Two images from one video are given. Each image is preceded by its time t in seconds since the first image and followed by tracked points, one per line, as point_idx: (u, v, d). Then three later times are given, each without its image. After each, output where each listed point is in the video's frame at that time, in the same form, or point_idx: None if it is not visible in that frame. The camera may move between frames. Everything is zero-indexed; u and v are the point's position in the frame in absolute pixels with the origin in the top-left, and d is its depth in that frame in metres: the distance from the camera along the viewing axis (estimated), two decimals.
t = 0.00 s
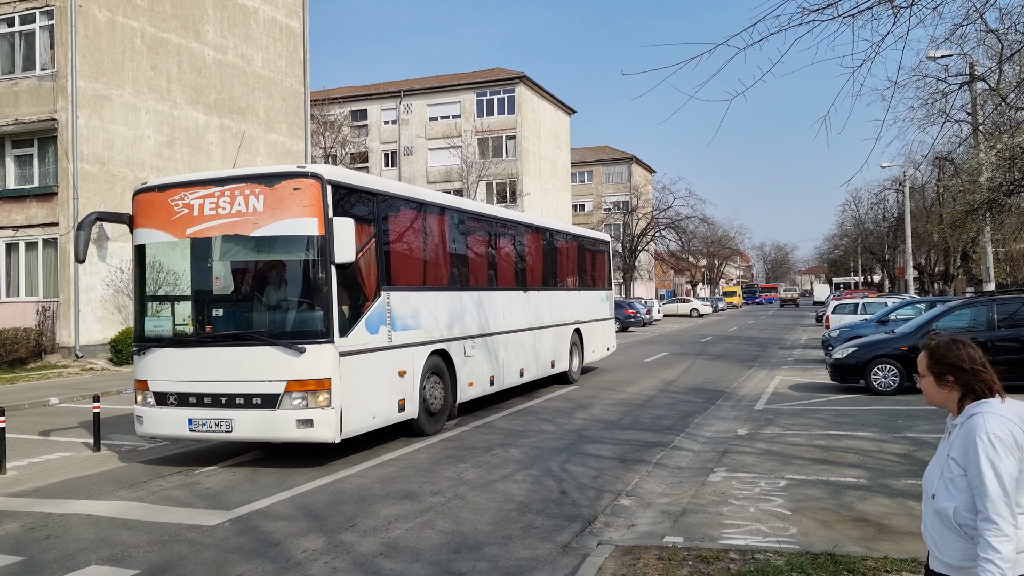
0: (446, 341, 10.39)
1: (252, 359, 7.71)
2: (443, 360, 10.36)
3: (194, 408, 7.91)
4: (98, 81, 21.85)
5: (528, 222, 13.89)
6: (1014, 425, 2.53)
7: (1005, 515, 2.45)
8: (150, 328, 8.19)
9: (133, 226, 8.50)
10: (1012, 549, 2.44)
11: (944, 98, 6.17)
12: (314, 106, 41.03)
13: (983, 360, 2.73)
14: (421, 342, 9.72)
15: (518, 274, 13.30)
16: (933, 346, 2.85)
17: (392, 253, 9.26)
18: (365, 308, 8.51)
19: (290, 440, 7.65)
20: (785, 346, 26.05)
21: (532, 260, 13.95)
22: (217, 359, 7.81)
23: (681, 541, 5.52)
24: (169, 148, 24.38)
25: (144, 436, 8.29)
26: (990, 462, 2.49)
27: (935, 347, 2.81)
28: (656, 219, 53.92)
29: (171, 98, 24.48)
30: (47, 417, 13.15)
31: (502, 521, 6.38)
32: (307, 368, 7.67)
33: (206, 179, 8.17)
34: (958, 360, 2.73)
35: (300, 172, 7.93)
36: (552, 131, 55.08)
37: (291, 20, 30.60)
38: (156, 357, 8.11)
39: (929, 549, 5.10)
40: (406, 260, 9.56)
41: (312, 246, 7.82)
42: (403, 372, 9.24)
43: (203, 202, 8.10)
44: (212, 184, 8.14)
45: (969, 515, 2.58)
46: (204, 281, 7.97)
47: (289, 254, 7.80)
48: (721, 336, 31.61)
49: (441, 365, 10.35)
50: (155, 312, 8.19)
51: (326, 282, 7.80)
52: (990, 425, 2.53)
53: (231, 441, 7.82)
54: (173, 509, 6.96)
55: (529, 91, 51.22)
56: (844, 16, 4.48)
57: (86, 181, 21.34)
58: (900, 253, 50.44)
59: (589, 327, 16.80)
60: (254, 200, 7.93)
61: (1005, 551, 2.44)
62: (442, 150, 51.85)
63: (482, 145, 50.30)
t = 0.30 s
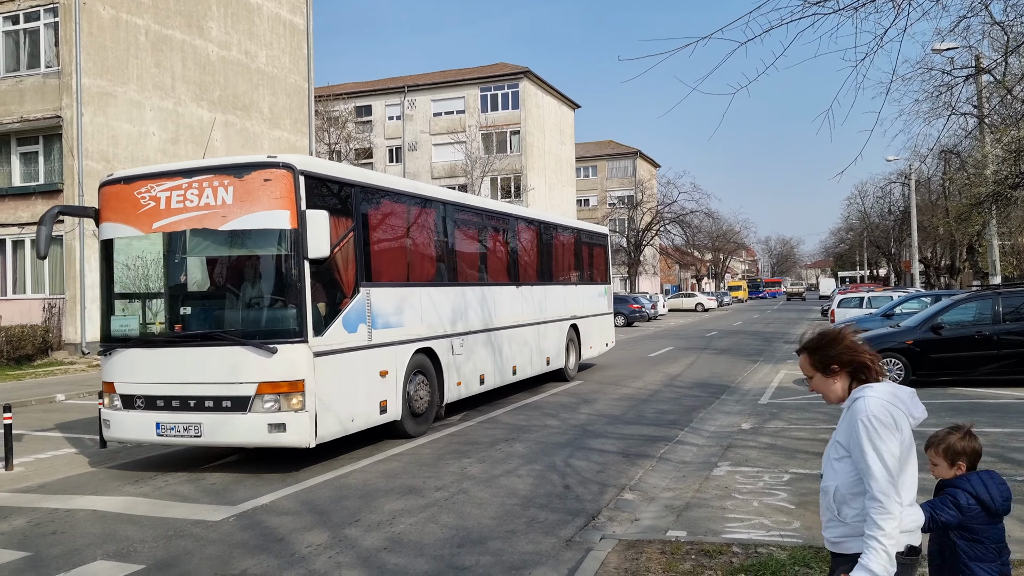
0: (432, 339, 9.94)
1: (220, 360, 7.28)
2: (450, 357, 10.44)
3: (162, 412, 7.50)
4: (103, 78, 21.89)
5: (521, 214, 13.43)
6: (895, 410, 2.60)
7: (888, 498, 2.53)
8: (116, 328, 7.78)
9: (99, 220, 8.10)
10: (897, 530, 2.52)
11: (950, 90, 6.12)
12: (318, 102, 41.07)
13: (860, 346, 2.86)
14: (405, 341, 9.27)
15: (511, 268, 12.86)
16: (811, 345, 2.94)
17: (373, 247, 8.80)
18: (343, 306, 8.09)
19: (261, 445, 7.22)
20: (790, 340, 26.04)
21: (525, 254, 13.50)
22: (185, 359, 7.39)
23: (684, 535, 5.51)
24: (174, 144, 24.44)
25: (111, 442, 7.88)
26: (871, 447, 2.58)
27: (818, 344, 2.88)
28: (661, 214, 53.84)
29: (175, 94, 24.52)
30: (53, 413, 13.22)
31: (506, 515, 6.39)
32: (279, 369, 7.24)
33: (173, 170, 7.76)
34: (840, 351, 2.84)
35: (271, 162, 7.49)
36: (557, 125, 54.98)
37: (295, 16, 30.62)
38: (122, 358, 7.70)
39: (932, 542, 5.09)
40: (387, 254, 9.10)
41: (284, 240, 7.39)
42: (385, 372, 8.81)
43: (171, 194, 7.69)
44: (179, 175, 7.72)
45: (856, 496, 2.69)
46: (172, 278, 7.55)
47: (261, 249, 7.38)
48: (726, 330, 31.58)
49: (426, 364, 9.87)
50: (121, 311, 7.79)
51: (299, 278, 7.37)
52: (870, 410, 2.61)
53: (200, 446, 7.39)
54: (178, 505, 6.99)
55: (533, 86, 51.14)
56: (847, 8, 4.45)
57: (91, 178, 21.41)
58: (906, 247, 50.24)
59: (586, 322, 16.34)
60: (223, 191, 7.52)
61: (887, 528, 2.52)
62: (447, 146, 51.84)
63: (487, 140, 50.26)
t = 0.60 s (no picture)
0: (424, 338, 9.65)
1: (200, 360, 7.03)
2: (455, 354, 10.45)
3: (140, 414, 7.23)
4: (113, 77, 22.02)
5: (518, 210, 13.11)
6: (761, 418, 2.68)
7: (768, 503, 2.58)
8: (94, 326, 7.53)
9: (77, 214, 7.84)
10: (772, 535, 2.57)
11: (959, 86, 6.07)
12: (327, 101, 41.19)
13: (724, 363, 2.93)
14: (395, 340, 8.99)
15: (509, 265, 12.55)
16: (680, 363, 2.99)
17: (361, 243, 8.51)
18: (330, 304, 7.83)
19: (242, 449, 6.93)
20: (799, 337, 25.95)
21: (524, 251, 13.19)
22: (164, 359, 7.13)
23: (691, 534, 5.51)
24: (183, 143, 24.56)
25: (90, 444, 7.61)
26: (747, 457, 2.61)
27: (692, 362, 2.90)
28: (669, 211, 53.69)
29: (185, 93, 24.63)
30: (64, 409, 13.33)
31: (512, 512, 6.39)
32: (260, 369, 6.97)
33: (153, 163, 7.52)
34: (711, 367, 2.87)
35: (253, 154, 7.25)
36: (565, 123, 54.91)
37: (303, 14, 30.69)
38: (100, 358, 7.44)
39: (940, 540, 5.06)
40: (378, 250, 8.81)
41: (266, 235, 7.15)
42: (374, 373, 8.54)
43: (150, 187, 7.45)
44: (159, 168, 7.49)
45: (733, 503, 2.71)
46: (151, 274, 7.32)
47: (243, 244, 7.15)
48: (735, 328, 31.53)
49: (418, 364, 9.55)
50: (100, 308, 7.54)
51: (281, 275, 7.13)
52: (741, 423, 2.64)
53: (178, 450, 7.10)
54: (187, 501, 7.04)
55: (541, 84, 51.08)
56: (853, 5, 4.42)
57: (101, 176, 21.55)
58: (916, 245, 49.93)
59: (587, 321, 16.03)
60: (203, 184, 7.28)
61: (762, 532, 2.56)
62: (455, 144, 51.89)
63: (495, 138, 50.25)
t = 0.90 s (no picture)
0: (429, 334, 9.42)
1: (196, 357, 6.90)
2: (469, 349, 10.48)
3: (136, 412, 7.13)
4: (133, 74, 22.22)
5: (528, 204, 12.84)
6: (643, 414, 2.69)
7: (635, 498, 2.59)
8: (90, 321, 7.38)
9: (74, 207, 7.69)
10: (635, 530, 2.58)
11: (980, 78, 6.01)
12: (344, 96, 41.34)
13: (619, 366, 2.96)
14: (399, 336, 8.77)
15: (518, 260, 12.27)
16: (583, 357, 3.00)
17: (363, 237, 8.28)
18: (330, 299, 7.64)
19: (238, 448, 6.82)
20: (817, 332, 25.73)
21: (534, 246, 12.92)
22: (159, 356, 7.01)
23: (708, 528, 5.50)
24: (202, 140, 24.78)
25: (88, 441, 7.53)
26: (619, 451, 2.62)
27: (583, 364, 2.93)
28: (687, 205, 53.37)
29: (204, 90, 24.80)
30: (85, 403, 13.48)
31: (529, 507, 6.41)
32: (257, 367, 6.85)
33: (149, 154, 7.33)
34: (600, 368, 2.90)
35: (248, 145, 7.04)
36: (582, 117, 54.74)
37: (320, 11, 30.81)
38: (96, 354, 7.31)
39: (959, 536, 5.02)
40: (380, 244, 8.58)
41: (263, 229, 6.97)
42: (376, 370, 8.34)
43: (146, 180, 7.27)
44: (155, 160, 7.30)
45: (607, 499, 2.71)
46: (147, 269, 7.15)
47: (239, 238, 6.95)
48: (753, 323, 31.34)
49: (423, 361, 9.36)
50: (96, 304, 7.39)
51: (278, 270, 6.95)
52: (620, 419, 2.66)
53: (174, 448, 7.01)
54: (208, 494, 7.13)
55: (558, 78, 50.94)
56: None
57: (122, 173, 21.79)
58: (937, 238, 49.36)
59: (599, 316, 15.77)
60: (198, 176, 7.08)
61: (625, 525, 2.57)
62: (472, 139, 51.92)
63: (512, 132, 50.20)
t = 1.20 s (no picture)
0: (427, 335, 9.20)
1: (183, 358, 6.65)
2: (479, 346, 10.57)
3: (123, 415, 6.87)
4: (139, 74, 22.28)
5: (531, 202, 12.74)
6: (525, 412, 2.83)
7: (509, 489, 2.72)
8: (76, 324, 7.15)
9: (59, 207, 7.46)
10: (505, 521, 2.72)
11: (989, 71, 5.95)
12: (349, 95, 41.38)
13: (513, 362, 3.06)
14: (394, 336, 8.55)
15: (518, 258, 12.05)
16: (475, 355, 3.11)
17: (356, 234, 8.07)
18: (324, 299, 7.44)
19: (227, 453, 6.57)
20: (826, 328, 25.67)
21: (534, 243, 12.71)
22: (146, 358, 6.76)
23: (717, 526, 5.47)
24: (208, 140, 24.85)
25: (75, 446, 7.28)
26: (496, 444, 2.76)
27: (476, 357, 3.02)
28: (693, 202, 53.24)
29: (209, 89, 24.84)
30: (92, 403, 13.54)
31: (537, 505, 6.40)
32: (246, 369, 6.61)
33: (134, 152, 7.10)
34: (494, 364, 2.99)
35: (237, 141, 6.85)
36: (587, 114, 54.66)
37: (325, 10, 30.84)
38: (82, 356, 7.07)
39: (971, 533, 4.99)
40: (374, 242, 8.36)
41: (252, 228, 6.75)
42: (371, 372, 8.12)
43: (132, 177, 7.03)
44: (141, 157, 7.07)
45: (485, 490, 2.84)
46: (134, 268, 6.91)
47: (229, 237, 6.73)
48: (761, 319, 31.28)
49: (421, 362, 9.13)
50: (82, 305, 7.15)
51: (268, 270, 6.74)
52: (500, 414, 2.81)
53: (163, 454, 6.74)
54: (215, 494, 7.14)
55: (563, 75, 50.87)
56: None
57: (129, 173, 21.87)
58: (945, 234, 49.11)
59: (602, 315, 15.58)
60: (186, 173, 6.86)
61: (496, 514, 2.71)
62: (477, 137, 51.94)
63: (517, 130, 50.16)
